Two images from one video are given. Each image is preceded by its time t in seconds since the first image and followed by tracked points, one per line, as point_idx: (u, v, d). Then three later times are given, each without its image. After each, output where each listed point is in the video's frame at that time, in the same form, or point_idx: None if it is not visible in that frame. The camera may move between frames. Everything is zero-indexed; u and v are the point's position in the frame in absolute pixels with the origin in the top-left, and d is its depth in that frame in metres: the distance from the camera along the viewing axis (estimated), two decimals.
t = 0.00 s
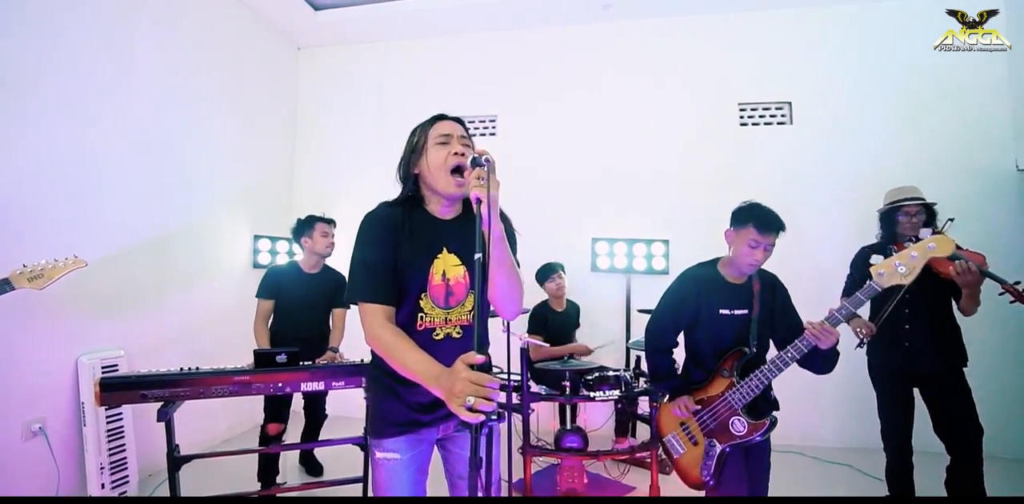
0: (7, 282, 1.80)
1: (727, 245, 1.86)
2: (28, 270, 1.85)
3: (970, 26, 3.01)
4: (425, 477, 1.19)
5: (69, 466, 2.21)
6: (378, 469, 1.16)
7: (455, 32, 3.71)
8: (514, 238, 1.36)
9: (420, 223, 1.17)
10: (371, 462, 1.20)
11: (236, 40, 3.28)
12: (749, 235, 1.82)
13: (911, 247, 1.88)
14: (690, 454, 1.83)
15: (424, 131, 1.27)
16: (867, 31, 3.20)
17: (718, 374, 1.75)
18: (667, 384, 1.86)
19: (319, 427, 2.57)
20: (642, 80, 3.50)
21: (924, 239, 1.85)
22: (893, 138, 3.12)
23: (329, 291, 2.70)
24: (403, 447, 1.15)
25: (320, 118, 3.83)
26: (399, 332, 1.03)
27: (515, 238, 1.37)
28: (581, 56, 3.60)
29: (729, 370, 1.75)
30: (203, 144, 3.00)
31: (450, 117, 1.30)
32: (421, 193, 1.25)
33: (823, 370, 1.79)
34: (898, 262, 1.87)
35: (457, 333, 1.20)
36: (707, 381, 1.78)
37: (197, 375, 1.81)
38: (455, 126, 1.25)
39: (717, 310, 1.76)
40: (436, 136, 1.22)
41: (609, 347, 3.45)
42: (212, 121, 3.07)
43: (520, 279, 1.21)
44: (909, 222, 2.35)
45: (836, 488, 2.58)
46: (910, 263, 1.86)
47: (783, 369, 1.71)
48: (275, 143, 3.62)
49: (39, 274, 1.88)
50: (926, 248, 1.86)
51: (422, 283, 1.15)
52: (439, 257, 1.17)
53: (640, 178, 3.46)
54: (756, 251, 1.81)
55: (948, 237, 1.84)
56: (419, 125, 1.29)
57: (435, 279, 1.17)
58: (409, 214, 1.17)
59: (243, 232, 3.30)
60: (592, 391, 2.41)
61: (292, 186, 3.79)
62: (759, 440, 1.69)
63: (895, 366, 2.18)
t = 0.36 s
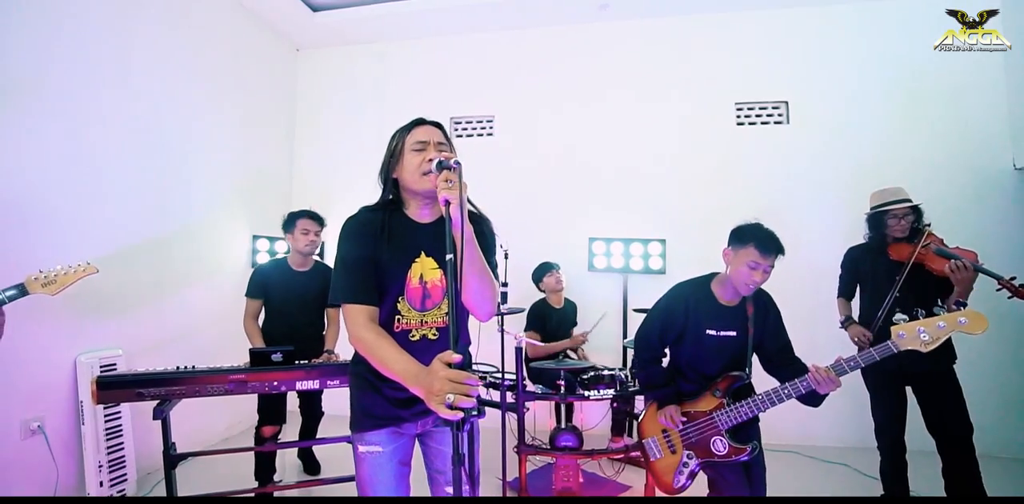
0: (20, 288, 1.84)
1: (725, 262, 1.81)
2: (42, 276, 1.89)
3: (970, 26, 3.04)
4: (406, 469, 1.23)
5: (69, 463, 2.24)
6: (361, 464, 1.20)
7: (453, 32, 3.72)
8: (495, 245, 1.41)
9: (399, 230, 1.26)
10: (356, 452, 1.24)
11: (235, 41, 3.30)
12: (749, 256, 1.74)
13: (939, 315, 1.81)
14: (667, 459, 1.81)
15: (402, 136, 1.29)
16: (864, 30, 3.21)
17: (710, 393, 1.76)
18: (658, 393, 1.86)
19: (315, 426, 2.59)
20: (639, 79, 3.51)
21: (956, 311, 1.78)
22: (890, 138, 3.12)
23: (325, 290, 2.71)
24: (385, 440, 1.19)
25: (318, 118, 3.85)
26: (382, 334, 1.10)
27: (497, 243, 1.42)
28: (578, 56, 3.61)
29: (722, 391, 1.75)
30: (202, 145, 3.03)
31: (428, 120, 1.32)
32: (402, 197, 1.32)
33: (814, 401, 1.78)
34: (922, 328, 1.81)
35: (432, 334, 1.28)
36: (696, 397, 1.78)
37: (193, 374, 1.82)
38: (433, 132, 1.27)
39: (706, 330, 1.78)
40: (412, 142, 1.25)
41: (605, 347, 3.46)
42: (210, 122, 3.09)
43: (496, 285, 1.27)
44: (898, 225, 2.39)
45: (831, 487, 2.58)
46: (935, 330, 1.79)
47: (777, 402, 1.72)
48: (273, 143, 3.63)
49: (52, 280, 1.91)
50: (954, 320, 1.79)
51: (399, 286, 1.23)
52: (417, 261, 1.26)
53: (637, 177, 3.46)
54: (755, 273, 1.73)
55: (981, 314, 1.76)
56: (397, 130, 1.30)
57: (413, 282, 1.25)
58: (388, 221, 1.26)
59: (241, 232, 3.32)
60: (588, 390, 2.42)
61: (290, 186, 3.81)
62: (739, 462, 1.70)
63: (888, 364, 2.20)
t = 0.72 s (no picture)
0: (39, 302, 1.88)
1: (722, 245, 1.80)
2: (60, 292, 1.92)
3: (970, 26, 2.99)
4: (401, 469, 1.25)
5: (78, 458, 2.28)
6: (357, 463, 1.23)
7: (455, 33, 3.74)
8: (488, 243, 1.42)
9: (388, 230, 1.29)
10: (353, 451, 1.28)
11: (239, 43, 3.34)
12: (750, 233, 1.76)
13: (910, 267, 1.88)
14: (670, 449, 1.81)
15: (390, 138, 1.31)
16: (869, 26, 3.17)
17: (704, 375, 1.76)
18: (654, 381, 1.85)
19: (317, 423, 2.63)
20: (641, 78, 3.50)
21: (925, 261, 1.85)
22: (893, 136, 3.09)
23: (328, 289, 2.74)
24: (378, 439, 1.21)
25: (322, 119, 3.89)
26: (371, 332, 1.15)
27: (490, 243, 1.43)
28: (580, 55, 3.61)
29: (716, 372, 1.75)
30: (207, 146, 3.07)
31: (417, 121, 1.33)
32: (392, 199, 1.35)
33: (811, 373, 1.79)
34: (896, 281, 1.87)
35: (423, 334, 1.29)
36: (692, 381, 1.79)
37: (197, 370, 1.85)
38: (421, 133, 1.29)
39: (706, 310, 1.77)
40: (400, 144, 1.26)
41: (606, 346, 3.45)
42: (214, 123, 3.13)
43: (486, 285, 1.27)
44: (899, 226, 2.36)
45: (834, 488, 2.55)
46: (908, 282, 1.86)
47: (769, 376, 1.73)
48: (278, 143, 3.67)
49: (70, 296, 1.95)
50: (926, 270, 1.86)
51: (388, 285, 1.26)
52: (406, 261, 1.28)
53: (639, 176, 3.46)
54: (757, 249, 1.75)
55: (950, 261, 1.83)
56: (385, 132, 1.31)
57: (402, 281, 1.28)
58: (377, 223, 1.30)
59: (246, 232, 3.36)
60: (588, 389, 2.43)
61: (295, 187, 3.85)
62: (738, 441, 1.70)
63: (894, 365, 2.18)
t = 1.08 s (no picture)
0: (52, 297, 1.94)
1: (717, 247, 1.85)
2: (72, 287, 1.98)
3: (970, 26, 2.95)
4: (404, 475, 1.27)
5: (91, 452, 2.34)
6: (360, 467, 1.26)
7: (461, 33, 3.76)
8: (491, 239, 1.43)
9: (389, 228, 1.31)
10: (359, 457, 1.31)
11: (247, 45, 3.39)
12: (740, 228, 1.80)
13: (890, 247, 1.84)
14: (679, 458, 1.79)
15: (384, 137, 1.31)
16: (880, 20, 3.10)
17: (705, 377, 1.75)
18: (658, 386, 1.85)
19: (324, 421, 2.65)
20: (647, 76, 3.47)
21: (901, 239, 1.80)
22: (904, 133, 3.03)
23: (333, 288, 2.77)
24: (380, 444, 1.24)
25: (329, 119, 3.93)
26: (370, 330, 1.17)
27: (493, 238, 1.44)
28: (585, 54, 3.60)
29: (716, 373, 1.74)
30: (215, 147, 3.11)
31: (411, 119, 1.34)
32: (392, 198, 1.36)
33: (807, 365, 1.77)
34: (877, 263, 1.82)
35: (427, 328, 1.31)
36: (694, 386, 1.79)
37: (201, 367, 1.87)
38: (414, 129, 1.29)
39: (712, 313, 1.75)
40: (395, 143, 1.27)
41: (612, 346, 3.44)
42: (223, 124, 3.18)
43: (488, 279, 1.27)
44: (910, 226, 2.34)
45: (844, 490, 2.51)
46: (888, 263, 1.81)
47: (769, 371, 1.70)
48: (286, 144, 3.73)
49: (81, 291, 2.00)
50: (903, 248, 1.81)
51: (389, 281, 1.28)
52: (407, 256, 1.30)
53: (645, 174, 3.43)
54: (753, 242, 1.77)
55: (925, 238, 1.78)
56: (377, 132, 1.32)
57: (404, 277, 1.30)
58: (378, 221, 1.31)
59: (255, 232, 3.41)
60: (592, 388, 2.43)
61: (304, 187, 3.89)
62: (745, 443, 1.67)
63: (903, 364, 2.13)
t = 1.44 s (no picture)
0: (53, 292, 1.94)
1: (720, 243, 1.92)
2: (73, 282, 1.99)
3: (970, 26, 2.84)
4: (402, 476, 1.28)
5: (107, 445, 2.41)
6: (361, 467, 1.29)
7: (467, 33, 3.78)
8: (491, 237, 1.43)
9: (387, 227, 1.33)
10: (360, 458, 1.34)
11: (258, 48, 3.45)
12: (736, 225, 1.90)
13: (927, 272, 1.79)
14: (672, 449, 1.80)
15: (380, 136, 1.34)
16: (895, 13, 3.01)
17: (710, 375, 1.72)
18: (659, 379, 1.84)
19: (332, 418, 2.69)
20: (654, 74, 3.45)
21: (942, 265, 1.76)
22: (915, 130, 2.96)
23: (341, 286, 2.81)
24: (378, 444, 1.26)
25: (339, 120, 3.98)
26: (366, 330, 1.20)
27: (493, 236, 1.44)
28: (592, 52, 3.59)
29: (722, 372, 1.71)
30: (226, 148, 3.16)
31: (405, 117, 1.36)
32: (391, 197, 1.39)
33: (814, 375, 1.74)
34: (911, 286, 1.78)
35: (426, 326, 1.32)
36: (697, 380, 1.75)
37: (210, 363, 1.92)
38: (407, 126, 1.31)
39: (706, 309, 1.77)
40: (390, 141, 1.30)
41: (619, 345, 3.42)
42: (234, 126, 3.24)
43: (486, 275, 1.27)
44: (927, 225, 2.26)
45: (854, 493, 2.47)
46: (925, 287, 1.77)
47: (778, 377, 1.69)
48: (298, 144, 3.79)
49: (81, 287, 2.01)
50: (943, 275, 1.77)
51: (387, 279, 1.29)
52: (404, 254, 1.31)
53: (653, 173, 3.41)
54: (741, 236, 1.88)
55: (967, 267, 1.76)
56: (373, 131, 1.35)
57: (402, 274, 1.31)
58: (377, 220, 1.34)
59: (267, 232, 3.48)
60: (597, 387, 2.42)
61: (315, 187, 3.95)
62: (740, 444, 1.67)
63: (914, 365, 2.10)
